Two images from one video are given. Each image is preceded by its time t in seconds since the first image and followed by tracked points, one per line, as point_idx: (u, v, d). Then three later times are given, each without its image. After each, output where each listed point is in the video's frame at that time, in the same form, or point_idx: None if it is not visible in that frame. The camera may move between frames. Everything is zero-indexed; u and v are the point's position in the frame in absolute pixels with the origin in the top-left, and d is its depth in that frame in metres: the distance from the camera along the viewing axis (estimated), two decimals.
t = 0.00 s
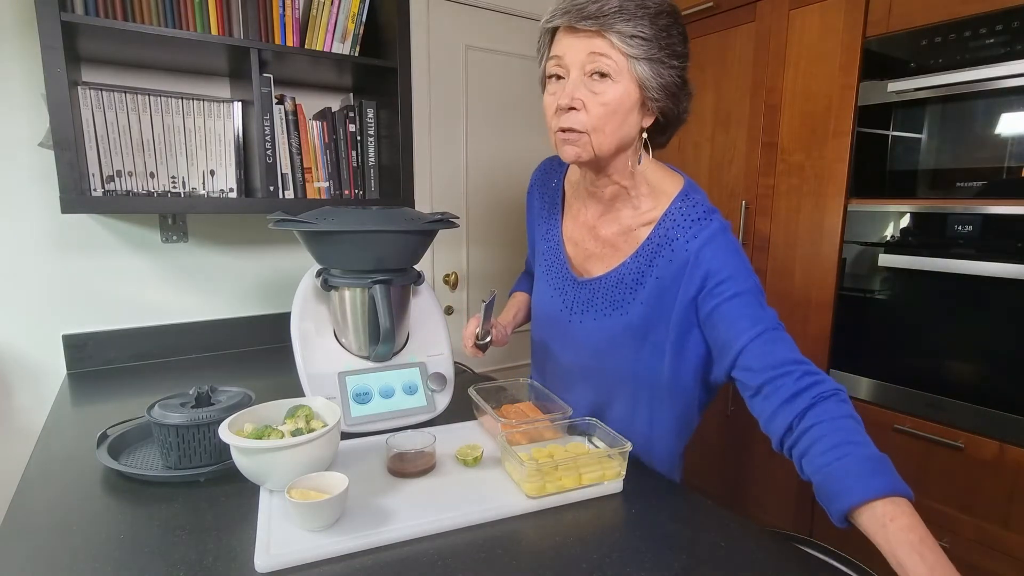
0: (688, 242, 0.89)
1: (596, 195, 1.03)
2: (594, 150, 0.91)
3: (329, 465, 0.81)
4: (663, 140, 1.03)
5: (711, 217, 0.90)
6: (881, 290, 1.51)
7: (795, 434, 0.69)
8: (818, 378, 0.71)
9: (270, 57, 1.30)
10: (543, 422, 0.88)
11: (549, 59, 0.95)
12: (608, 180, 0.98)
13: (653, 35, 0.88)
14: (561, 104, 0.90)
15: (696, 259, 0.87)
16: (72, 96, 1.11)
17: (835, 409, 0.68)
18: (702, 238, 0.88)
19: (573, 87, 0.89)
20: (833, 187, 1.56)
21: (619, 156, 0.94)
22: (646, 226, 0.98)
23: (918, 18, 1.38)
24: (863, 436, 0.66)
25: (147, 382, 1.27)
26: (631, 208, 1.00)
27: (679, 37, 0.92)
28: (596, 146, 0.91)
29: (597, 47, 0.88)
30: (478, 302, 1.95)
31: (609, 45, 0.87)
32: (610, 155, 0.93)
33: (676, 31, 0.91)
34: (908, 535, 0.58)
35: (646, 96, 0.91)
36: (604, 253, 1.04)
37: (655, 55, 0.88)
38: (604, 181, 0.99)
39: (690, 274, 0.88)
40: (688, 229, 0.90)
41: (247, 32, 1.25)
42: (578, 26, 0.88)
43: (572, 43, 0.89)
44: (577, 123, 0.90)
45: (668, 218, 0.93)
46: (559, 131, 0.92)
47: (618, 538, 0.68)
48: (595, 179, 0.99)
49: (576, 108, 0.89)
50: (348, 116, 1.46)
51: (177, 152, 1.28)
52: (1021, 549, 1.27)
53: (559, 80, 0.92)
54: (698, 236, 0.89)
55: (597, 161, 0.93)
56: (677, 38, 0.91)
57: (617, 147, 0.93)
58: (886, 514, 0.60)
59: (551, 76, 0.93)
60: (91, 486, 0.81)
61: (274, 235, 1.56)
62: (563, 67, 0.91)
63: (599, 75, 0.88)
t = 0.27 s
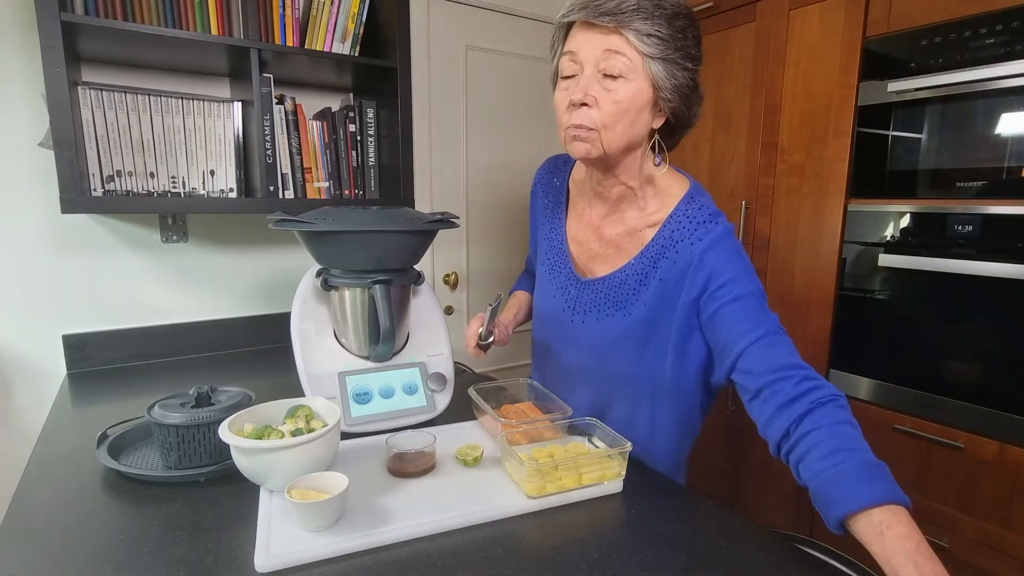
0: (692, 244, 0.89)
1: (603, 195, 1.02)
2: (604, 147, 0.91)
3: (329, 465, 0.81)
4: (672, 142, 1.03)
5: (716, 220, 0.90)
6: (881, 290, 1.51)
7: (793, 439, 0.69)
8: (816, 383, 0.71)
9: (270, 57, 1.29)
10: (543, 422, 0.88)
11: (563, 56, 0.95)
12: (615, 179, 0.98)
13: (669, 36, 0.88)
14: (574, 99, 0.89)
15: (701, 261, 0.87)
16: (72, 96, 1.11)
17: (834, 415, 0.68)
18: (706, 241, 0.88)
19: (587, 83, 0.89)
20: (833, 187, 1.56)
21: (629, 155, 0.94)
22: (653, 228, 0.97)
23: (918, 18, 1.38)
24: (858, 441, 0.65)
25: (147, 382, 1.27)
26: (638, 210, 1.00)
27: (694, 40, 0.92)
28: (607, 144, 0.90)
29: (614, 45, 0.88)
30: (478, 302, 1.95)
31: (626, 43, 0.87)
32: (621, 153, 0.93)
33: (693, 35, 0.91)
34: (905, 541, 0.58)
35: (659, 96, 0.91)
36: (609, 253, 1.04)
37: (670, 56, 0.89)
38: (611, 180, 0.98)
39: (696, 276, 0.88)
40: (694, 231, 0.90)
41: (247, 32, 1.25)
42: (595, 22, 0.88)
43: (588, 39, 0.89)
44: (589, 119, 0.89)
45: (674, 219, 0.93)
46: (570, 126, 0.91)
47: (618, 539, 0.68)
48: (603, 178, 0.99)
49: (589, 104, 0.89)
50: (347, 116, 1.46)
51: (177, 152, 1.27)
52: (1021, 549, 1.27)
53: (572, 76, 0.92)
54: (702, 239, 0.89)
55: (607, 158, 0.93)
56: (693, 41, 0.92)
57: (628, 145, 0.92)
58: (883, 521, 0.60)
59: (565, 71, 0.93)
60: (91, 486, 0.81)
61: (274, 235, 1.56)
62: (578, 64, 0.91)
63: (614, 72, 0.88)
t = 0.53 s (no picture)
0: (694, 236, 0.89)
1: (604, 187, 1.03)
2: (609, 137, 0.91)
3: (329, 465, 0.81)
4: (671, 137, 1.04)
5: (718, 212, 0.90)
6: (881, 290, 1.51)
7: (784, 424, 0.70)
8: (811, 372, 0.72)
9: (270, 57, 1.29)
10: (543, 422, 0.88)
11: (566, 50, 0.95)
12: (617, 171, 0.98)
13: (671, 30, 0.89)
14: (579, 91, 0.90)
15: (703, 252, 0.87)
16: (72, 96, 1.11)
17: (825, 403, 0.69)
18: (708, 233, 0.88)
19: (591, 76, 0.89)
20: (833, 188, 1.56)
21: (632, 147, 0.94)
22: (654, 219, 0.98)
23: (918, 18, 1.39)
24: (847, 428, 0.66)
25: (147, 382, 1.27)
26: (639, 201, 1.00)
27: (696, 35, 0.93)
28: (611, 135, 0.90)
29: (617, 38, 0.88)
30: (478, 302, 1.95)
31: (629, 37, 0.88)
32: (624, 144, 0.93)
33: (693, 29, 0.92)
34: (887, 524, 0.59)
35: (661, 89, 0.91)
36: (610, 246, 1.04)
37: (672, 50, 0.89)
38: (613, 172, 0.98)
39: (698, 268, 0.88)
40: (695, 223, 0.90)
41: (247, 32, 1.25)
42: (598, 17, 0.88)
43: (591, 33, 0.90)
44: (593, 111, 0.89)
45: (676, 211, 0.93)
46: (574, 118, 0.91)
47: (618, 539, 0.68)
48: (605, 170, 0.99)
49: (594, 96, 0.89)
50: (348, 116, 1.46)
51: (177, 152, 1.27)
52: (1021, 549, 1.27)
53: (576, 69, 0.92)
54: (704, 230, 0.89)
55: (611, 150, 0.93)
56: (693, 35, 0.92)
57: (631, 137, 0.93)
58: (863, 501, 0.61)
59: (568, 65, 0.93)
60: (91, 486, 0.81)
61: (274, 235, 1.56)
62: (581, 57, 0.91)
63: (617, 65, 0.88)
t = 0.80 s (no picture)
0: (694, 219, 0.92)
1: (603, 178, 1.03)
2: (612, 127, 0.91)
3: (329, 466, 0.81)
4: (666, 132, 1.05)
5: (715, 196, 0.93)
6: (881, 290, 1.51)
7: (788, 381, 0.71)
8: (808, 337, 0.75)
9: (270, 57, 1.30)
10: (543, 422, 0.88)
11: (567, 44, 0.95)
12: (616, 160, 0.98)
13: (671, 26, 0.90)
14: (582, 83, 0.90)
15: (704, 234, 0.90)
16: (72, 96, 1.11)
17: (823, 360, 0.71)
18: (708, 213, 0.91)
19: (594, 69, 0.90)
20: (833, 188, 1.56)
21: (633, 138, 0.95)
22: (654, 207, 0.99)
23: (918, 18, 1.39)
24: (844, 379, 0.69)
25: (148, 383, 1.28)
26: (638, 190, 1.01)
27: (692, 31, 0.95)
28: (614, 125, 0.90)
29: (620, 32, 0.89)
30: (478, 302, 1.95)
31: (631, 31, 0.89)
32: (626, 134, 0.93)
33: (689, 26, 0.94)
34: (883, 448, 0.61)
35: (661, 83, 0.93)
36: (609, 236, 1.05)
37: (672, 45, 0.91)
38: (611, 162, 0.99)
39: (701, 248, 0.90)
40: (695, 207, 0.93)
41: (247, 32, 1.25)
42: (601, 12, 0.89)
43: (594, 27, 0.90)
44: (597, 102, 0.90)
45: (676, 197, 0.95)
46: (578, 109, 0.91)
47: (618, 539, 0.68)
48: (604, 159, 0.99)
49: (598, 88, 0.89)
50: (348, 116, 1.46)
51: (177, 152, 1.28)
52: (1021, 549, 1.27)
53: (576, 61, 0.92)
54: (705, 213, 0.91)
55: (613, 140, 0.93)
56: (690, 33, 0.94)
57: (632, 129, 0.93)
58: (862, 438, 0.62)
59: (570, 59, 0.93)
60: (91, 486, 0.81)
61: (274, 235, 1.56)
62: (583, 51, 0.92)
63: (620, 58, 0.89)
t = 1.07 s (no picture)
0: (687, 204, 0.98)
1: (593, 175, 1.07)
2: (606, 134, 0.98)
3: (329, 466, 0.81)
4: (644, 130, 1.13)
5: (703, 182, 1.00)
6: (881, 290, 1.51)
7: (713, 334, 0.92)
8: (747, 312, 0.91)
9: (270, 57, 1.30)
10: (543, 422, 0.88)
11: (555, 58, 1.01)
12: (608, 160, 1.04)
13: (650, 38, 0.97)
14: (577, 95, 0.96)
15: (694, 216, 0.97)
16: (72, 96, 1.11)
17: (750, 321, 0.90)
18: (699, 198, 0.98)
19: (586, 83, 0.96)
20: (833, 188, 1.56)
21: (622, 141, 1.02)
22: (644, 194, 1.04)
23: (918, 18, 1.39)
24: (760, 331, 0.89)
25: (148, 383, 1.28)
26: (629, 180, 1.06)
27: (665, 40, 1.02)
28: (608, 132, 0.98)
29: (607, 47, 0.95)
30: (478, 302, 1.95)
31: (617, 46, 0.96)
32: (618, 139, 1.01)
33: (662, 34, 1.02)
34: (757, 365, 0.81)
35: (645, 90, 1.00)
36: (606, 227, 1.07)
37: (651, 55, 0.98)
38: (602, 162, 1.04)
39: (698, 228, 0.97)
40: (688, 190, 0.99)
41: (247, 32, 1.25)
42: (587, 31, 0.95)
43: (581, 44, 0.96)
44: (592, 112, 0.96)
45: (668, 184, 1.01)
46: (573, 120, 0.98)
47: (618, 539, 0.68)
48: (595, 159, 1.04)
49: (591, 100, 0.96)
50: (348, 116, 1.46)
51: (177, 152, 1.28)
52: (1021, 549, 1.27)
53: (566, 73, 0.98)
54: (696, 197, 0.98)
55: (606, 145, 1.00)
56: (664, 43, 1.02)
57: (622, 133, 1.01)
58: (749, 362, 0.82)
59: (560, 73, 0.99)
60: (91, 486, 0.81)
61: (274, 235, 1.56)
62: (572, 66, 0.97)
63: (609, 72, 0.96)
